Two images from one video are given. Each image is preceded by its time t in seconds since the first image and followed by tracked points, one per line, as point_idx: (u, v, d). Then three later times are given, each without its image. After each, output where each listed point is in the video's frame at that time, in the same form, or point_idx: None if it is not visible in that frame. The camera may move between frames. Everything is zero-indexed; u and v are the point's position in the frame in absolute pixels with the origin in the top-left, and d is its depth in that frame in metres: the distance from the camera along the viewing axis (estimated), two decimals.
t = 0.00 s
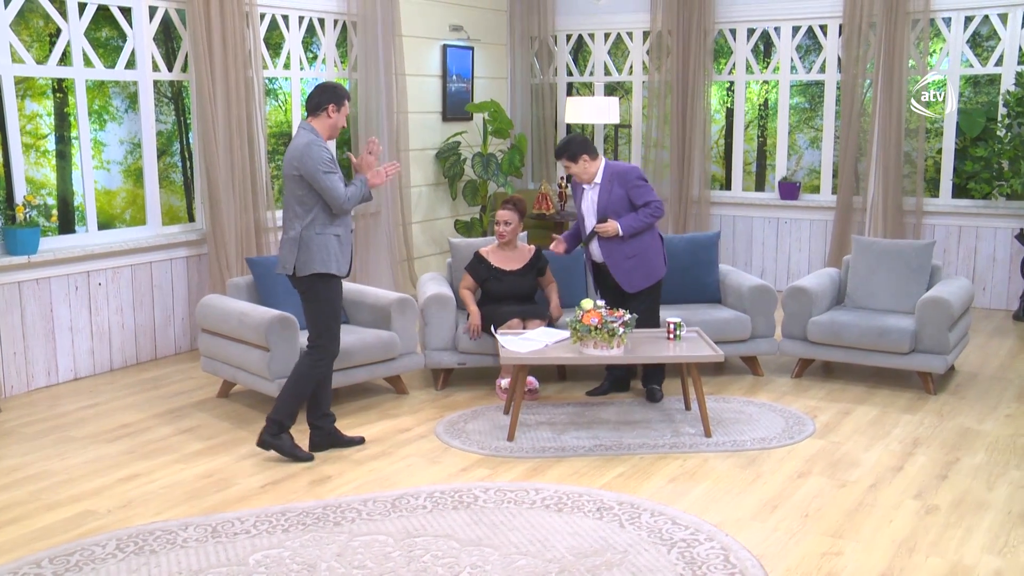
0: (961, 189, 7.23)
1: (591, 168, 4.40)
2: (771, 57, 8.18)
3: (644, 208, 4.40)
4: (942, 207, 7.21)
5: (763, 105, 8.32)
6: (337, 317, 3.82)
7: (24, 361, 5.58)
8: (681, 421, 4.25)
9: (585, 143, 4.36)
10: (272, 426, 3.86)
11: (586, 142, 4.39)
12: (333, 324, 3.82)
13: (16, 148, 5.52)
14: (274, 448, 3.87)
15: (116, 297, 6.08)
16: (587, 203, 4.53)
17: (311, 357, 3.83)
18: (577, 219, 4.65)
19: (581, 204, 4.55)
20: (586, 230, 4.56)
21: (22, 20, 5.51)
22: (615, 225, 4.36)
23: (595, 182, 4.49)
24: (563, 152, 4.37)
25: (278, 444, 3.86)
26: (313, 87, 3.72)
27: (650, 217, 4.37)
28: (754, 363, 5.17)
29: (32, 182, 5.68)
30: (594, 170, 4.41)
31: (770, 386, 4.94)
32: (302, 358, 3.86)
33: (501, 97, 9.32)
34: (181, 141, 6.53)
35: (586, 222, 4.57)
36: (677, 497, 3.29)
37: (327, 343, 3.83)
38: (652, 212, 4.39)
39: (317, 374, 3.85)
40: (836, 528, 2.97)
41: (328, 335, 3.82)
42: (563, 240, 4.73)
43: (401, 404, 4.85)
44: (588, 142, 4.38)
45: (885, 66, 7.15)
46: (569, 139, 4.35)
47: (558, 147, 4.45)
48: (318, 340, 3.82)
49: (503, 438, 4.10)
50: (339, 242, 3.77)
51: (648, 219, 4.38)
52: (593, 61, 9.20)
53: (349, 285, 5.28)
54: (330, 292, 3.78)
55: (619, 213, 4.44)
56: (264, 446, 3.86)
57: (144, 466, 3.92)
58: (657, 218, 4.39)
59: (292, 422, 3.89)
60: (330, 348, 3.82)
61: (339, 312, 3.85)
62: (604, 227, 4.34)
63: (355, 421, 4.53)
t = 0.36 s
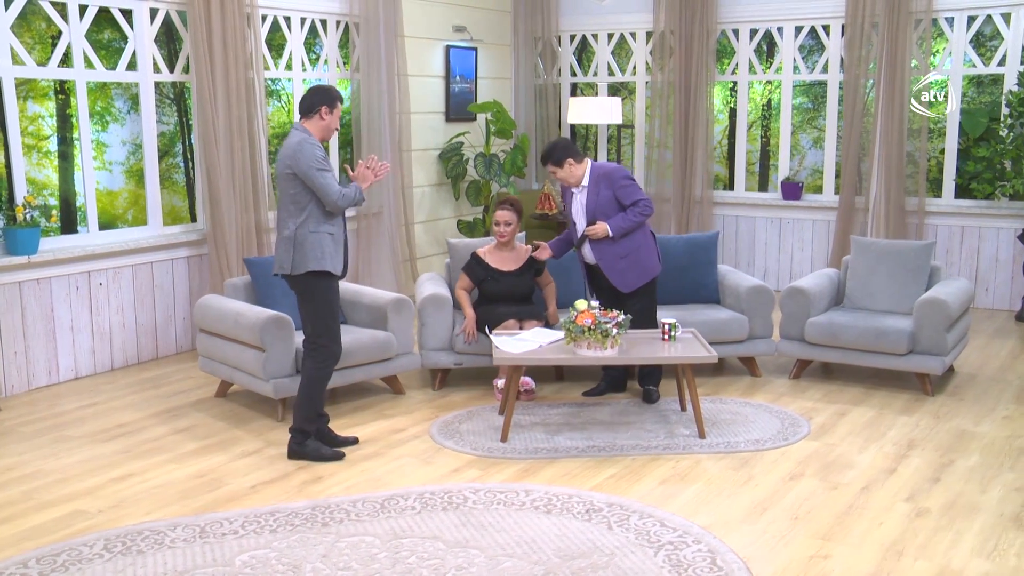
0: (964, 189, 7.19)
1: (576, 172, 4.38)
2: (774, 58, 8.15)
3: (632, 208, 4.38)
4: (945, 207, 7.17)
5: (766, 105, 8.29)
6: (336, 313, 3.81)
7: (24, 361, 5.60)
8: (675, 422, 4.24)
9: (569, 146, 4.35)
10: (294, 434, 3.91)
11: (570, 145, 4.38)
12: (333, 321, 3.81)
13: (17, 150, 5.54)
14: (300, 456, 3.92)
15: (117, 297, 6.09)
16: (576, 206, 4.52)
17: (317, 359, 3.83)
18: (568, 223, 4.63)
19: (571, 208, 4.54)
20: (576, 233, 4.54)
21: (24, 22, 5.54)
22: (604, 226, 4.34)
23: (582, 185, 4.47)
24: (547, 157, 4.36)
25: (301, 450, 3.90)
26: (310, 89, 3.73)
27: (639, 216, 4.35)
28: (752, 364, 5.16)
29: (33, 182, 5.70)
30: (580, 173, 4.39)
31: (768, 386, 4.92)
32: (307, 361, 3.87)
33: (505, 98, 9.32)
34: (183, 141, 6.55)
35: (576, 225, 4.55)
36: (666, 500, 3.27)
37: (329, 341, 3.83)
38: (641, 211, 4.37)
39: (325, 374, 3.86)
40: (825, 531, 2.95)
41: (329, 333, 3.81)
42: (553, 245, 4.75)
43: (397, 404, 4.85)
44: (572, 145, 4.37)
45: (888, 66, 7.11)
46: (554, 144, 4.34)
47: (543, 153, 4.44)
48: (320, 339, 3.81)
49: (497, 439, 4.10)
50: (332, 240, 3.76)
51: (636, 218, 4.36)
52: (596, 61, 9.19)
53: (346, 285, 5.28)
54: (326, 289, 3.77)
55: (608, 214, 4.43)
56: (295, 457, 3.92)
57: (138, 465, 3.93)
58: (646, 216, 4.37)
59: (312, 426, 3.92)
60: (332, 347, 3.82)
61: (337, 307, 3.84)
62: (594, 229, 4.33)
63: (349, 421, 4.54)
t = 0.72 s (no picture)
0: (962, 189, 7.16)
1: (562, 174, 4.36)
2: (772, 58, 8.13)
3: (617, 210, 4.37)
4: (943, 207, 7.13)
5: (765, 105, 8.27)
6: (323, 312, 3.78)
7: (18, 361, 5.59)
8: (665, 423, 4.22)
9: (554, 148, 4.32)
10: (283, 435, 3.89)
11: (556, 147, 4.35)
12: (321, 320, 3.79)
13: (12, 151, 5.55)
14: (290, 456, 3.89)
15: (112, 297, 6.08)
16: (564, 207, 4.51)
17: (305, 358, 3.81)
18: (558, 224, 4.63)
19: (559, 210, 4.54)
20: (564, 235, 4.55)
21: (19, 24, 5.54)
22: (589, 229, 4.34)
23: (568, 187, 4.46)
24: (533, 160, 4.34)
25: (290, 451, 3.88)
26: (287, 90, 3.73)
27: (625, 218, 4.34)
28: (745, 365, 5.13)
29: (28, 183, 5.71)
30: (567, 175, 4.38)
31: (760, 388, 4.90)
32: (296, 361, 3.85)
33: (504, 98, 9.30)
34: (180, 142, 6.55)
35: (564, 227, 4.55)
36: (652, 502, 3.25)
37: (317, 341, 3.80)
38: (627, 213, 4.35)
39: (313, 374, 3.83)
40: (810, 534, 2.92)
41: (317, 333, 3.78)
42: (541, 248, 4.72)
43: (388, 405, 4.83)
44: (558, 148, 4.33)
45: (886, 66, 7.08)
46: (538, 147, 4.32)
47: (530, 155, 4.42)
48: (307, 339, 3.79)
49: (485, 440, 4.08)
50: (319, 238, 3.74)
51: (621, 220, 4.34)
52: (595, 62, 9.16)
53: (339, 286, 5.27)
54: (313, 288, 3.74)
55: (594, 217, 4.42)
56: (282, 458, 3.90)
57: (125, 466, 3.92)
58: (632, 218, 4.35)
59: (299, 427, 3.90)
60: (319, 347, 3.79)
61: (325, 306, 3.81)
62: (579, 232, 4.33)
63: (339, 422, 4.52)
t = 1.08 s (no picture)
0: (963, 189, 7.11)
1: (556, 174, 4.35)
2: (773, 58, 8.09)
3: (610, 210, 4.35)
4: (944, 208, 7.09)
5: (766, 105, 8.23)
6: (306, 314, 3.77)
7: (14, 361, 5.59)
8: (656, 425, 4.19)
9: (548, 148, 4.31)
10: (270, 437, 3.90)
11: (550, 146, 4.33)
12: (304, 322, 3.78)
13: (8, 153, 5.56)
14: (277, 458, 3.90)
15: (108, 297, 6.06)
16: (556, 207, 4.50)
17: (289, 360, 3.81)
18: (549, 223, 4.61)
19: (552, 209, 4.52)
20: (556, 235, 4.53)
21: (15, 25, 5.54)
22: (581, 229, 4.32)
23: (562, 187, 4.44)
24: (528, 159, 4.32)
25: (277, 453, 3.88)
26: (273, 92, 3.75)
27: (617, 219, 4.33)
28: (740, 366, 5.09)
29: (25, 184, 5.72)
30: (561, 174, 4.36)
31: (755, 389, 4.87)
32: (281, 363, 3.85)
33: (505, 99, 9.28)
34: (178, 143, 6.56)
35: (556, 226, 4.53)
36: (637, 505, 3.23)
37: (300, 343, 3.79)
38: (620, 213, 4.34)
39: (298, 376, 3.83)
40: (795, 538, 2.90)
41: (299, 335, 3.77)
42: (534, 252, 4.73)
43: (380, 406, 4.82)
44: (553, 147, 4.32)
45: (886, 66, 7.03)
46: (532, 147, 4.30)
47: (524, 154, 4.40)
48: (290, 342, 3.78)
49: (474, 441, 4.06)
50: (300, 241, 3.74)
51: (614, 221, 4.33)
52: (597, 62, 9.13)
53: (333, 286, 5.25)
54: (293, 290, 3.73)
55: (587, 217, 4.40)
56: (271, 459, 3.90)
57: (114, 467, 3.92)
58: (624, 219, 4.34)
59: (286, 428, 3.90)
60: (302, 347, 3.78)
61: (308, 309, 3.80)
62: (571, 232, 4.31)
63: (331, 423, 4.51)
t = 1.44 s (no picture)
0: (989, 190, 6.98)
1: (579, 167, 4.31)
2: (794, 57, 7.99)
3: (631, 210, 4.31)
4: (968, 208, 6.97)
5: (788, 105, 8.13)
6: (306, 320, 3.82)
7: (31, 359, 5.63)
8: (666, 428, 4.14)
9: (572, 140, 4.28)
10: (257, 434, 3.92)
11: (574, 140, 4.30)
12: (304, 328, 3.83)
13: (28, 153, 5.61)
14: (263, 455, 3.92)
15: (125, 297, 6.10)
16: (576, 203, 4.45)
17: (286, 362, 3.85)
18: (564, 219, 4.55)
19: (571, 206, 4.47)
20: (573, 231, 4.47)
21: (35, 28, 5.60)
22: (602, 225, 4.26)
23: (582, 183, 4.40)
24: (552, 150, 4.28)
25: (264, 451, 3.91)
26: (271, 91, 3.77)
27: (638, 218, 4.28)
28: (755, 369, 5.02)
29: (45, 185, 5.77)
30: (584, 169, 4.32)
31: (769, 392, 4.80)
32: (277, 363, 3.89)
33: (525, 99, 9.24)
34: (197, 144, 6.60)
35: (573, 223, 4.48)
36: (641, 509, 3.19)
37: (298, 347, 3.83)
38: (640, 213, 4.29)
39: (292, 378, 3.86)
40: (799, 545, 2.85)
41: (298, 339, 3.82)
42: (551, 243, 4.62)
43: (390, 408, 4.80)
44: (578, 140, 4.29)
45: (909, 65, 6.92)
46: (557, 137, 4.27)
47: (547, 146, 4.36)
48: (286, 344, 3.82)
49: (481, 443, 4.03)
50: (301, 246, 3.78)
51: (634, 220, 4.28)
52: (617, 61, 9.07)
53: (346, 286, 5.25)
54: (295, 296, 3.78)
55: (608, 214, 4.35)
56: (255, 457, 3.93)
57: (122, 466, 3.93)
58: (645, 220, 4.29)
59: (275, 427, 3.93)
60: (300, 349, 3.82)
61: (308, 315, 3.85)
62: (591, 227, 4.24)
63: (340, 424, 4.50)
